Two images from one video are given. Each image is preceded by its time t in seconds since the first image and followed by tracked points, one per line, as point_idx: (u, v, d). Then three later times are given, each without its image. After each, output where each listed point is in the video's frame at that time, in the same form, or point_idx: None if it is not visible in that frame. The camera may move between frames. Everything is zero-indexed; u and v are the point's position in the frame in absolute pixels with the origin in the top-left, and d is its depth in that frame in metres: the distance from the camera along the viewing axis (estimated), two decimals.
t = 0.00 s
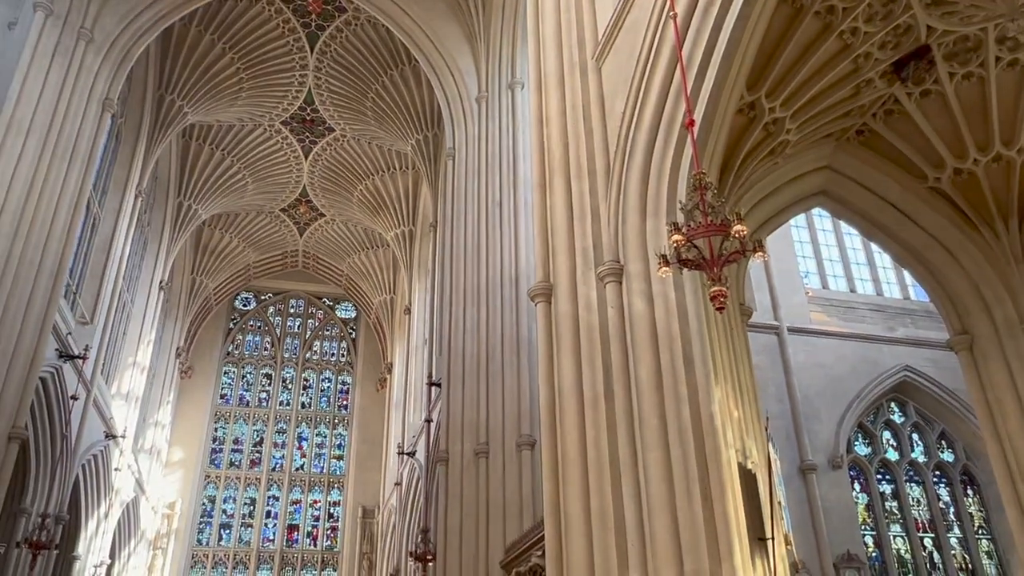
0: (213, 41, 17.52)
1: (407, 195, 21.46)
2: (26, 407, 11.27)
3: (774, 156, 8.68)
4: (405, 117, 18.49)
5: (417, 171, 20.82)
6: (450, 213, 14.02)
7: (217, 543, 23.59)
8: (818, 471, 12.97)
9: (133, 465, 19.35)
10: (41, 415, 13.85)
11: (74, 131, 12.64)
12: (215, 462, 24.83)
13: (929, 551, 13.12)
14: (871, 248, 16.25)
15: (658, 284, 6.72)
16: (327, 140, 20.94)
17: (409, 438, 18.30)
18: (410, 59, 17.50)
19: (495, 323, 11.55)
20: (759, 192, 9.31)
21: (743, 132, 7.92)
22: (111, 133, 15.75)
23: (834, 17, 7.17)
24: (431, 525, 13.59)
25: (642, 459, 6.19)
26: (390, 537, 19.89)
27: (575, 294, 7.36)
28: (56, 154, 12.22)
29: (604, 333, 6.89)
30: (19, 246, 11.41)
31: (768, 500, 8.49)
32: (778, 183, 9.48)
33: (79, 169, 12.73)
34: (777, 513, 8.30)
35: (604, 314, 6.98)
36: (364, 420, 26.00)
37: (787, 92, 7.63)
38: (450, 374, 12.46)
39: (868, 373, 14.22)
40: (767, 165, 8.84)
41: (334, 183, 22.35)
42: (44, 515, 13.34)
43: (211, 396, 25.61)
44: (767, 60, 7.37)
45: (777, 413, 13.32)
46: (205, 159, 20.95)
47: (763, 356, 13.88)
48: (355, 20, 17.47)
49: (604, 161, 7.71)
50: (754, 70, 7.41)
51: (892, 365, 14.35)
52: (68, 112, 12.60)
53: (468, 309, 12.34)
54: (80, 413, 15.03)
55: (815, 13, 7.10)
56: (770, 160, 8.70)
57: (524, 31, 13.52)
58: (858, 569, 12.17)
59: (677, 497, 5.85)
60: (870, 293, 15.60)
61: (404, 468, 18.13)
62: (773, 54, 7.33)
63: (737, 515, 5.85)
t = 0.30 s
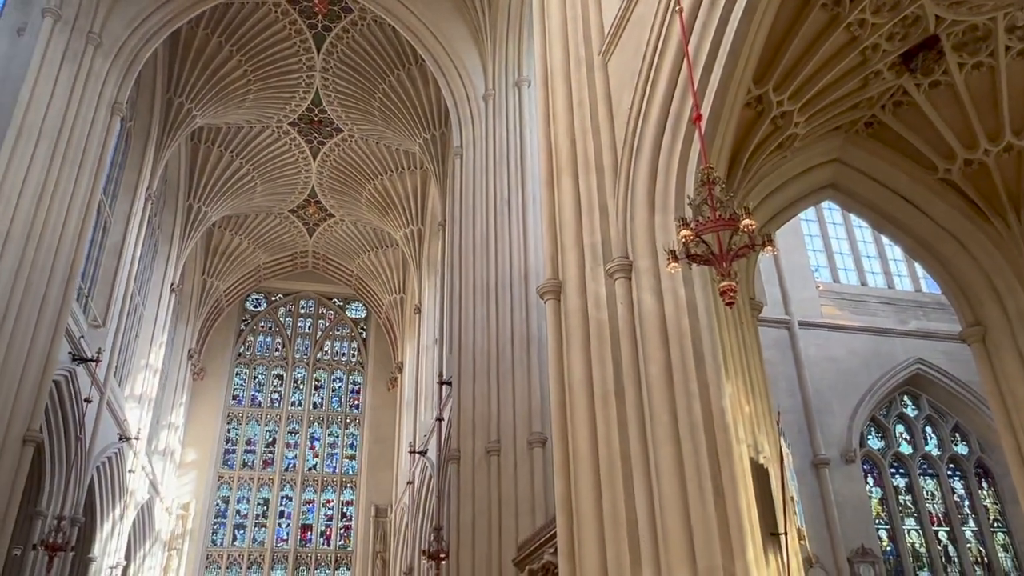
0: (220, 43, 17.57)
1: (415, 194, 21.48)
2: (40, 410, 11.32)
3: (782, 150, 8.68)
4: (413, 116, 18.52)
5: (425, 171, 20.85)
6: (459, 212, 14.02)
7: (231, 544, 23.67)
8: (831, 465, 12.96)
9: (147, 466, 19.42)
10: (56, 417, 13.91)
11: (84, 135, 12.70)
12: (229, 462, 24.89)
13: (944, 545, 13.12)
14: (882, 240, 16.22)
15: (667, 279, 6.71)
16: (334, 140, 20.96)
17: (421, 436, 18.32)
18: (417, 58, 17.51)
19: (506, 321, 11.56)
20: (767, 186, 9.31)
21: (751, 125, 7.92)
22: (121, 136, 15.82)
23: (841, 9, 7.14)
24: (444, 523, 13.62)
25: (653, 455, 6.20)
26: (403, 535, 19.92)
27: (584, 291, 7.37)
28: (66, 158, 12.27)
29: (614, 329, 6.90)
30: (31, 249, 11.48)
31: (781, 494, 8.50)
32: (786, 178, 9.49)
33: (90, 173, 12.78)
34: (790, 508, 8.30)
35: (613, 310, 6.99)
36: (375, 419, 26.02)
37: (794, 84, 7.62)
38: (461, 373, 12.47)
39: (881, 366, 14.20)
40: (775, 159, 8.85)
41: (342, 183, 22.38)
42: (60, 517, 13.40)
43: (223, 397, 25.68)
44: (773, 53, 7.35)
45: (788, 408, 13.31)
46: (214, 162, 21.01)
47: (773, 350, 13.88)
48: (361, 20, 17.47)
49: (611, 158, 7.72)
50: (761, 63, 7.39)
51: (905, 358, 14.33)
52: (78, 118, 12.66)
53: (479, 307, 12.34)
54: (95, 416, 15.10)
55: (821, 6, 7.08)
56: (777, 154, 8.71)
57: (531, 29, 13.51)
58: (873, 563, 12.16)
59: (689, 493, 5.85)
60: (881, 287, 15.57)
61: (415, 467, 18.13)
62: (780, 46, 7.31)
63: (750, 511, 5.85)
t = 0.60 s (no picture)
0: (233, 49, 17.62)
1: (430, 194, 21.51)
2: (65, 416, 11.37)
3: (797, 141, 8.68)
4: (426, 116, 18.55)
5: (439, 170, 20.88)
6: (475, 211, 14.02)
7: (255, 546, 23.79)
8: (853, 458, 12.94)
9: (170, 470, 19.49)
10: (80, 423, 13.98)
11: (101, 144, 12.76)
12: (250, 465, 24.99)
13: (969, 536, 13.07)
14: (900, 230, 16.16)
15: (684, 274, 6.70)
16: (348, 142, 20.99)
17: (441, 435, 18.35)
18: (429, 58, 17.53)
19: (523, 320, 11.56)
20: (782, 177, 9.32)
21: (766, 116, 7.92)
22: (138, 143, 15.89)
23: None
24: (465, 521, 13.64)
25: (673, 451, 6.20)
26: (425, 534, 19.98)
27: (601, 287, 7.38)
28: (84, 166, 12.34)
29: (631, 325, 6.91)
30: (52, 258, 11.55)
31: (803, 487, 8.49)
32: (801, 168, 9.50)
33: (108, 181, 12.85)
34: (813, 501, 8.30)
35: (630, 306, 7.00)
36: (395, 420, 26.05)
37: (808, 75, 7.62)
38: (479, 372, 12.48)
39: (901, 357, 14.16)
40: (790, 151, 8.85)
41: (357, 185, 22.42)
42: (86, 521, 13.46)
43: (243, 400, 25.78)
44: (787, 44, 7.34)
45: (808, 401, 13.27)
46: (229, 167, 21.05)
47: (792, 344, 13.86)
48: (372, 22, 17.49)
49: (625, 153, 7.72)
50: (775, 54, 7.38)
51: (926, 349, 14.28)
52: (95, 126, 12.74)
53: (496, 305, 12.35)
54: (118, 421, 15.18)
55: None
56: (793, 145, 8.71)
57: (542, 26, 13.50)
58: (898, 556, 12.13)
59: (711, 488, 5.85)
60: (900, 277, 15.54)
61: (435, 467, 18.16)
62: (793, 37, 7.29)
63: (772, 506, 5.84)
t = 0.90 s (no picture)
0: (249, 57, 17.69)
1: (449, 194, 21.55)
2: (95, 424, 11.47)
3: (817, 129, 8.66)
4: (442, 116, 18.59)
5: (456, 171, 20.92)
6: (492, 211, 14.04)
7: (285, 549, 23.96)
8: (883, 447, 12.90)
9: (199, 475, 19.60)
10: (111, 432, 14.05)
11: (122, 156, 12.84)
12: (278, 469, 25.13)
13: (1004, 524, 12.99)
14: (925, 216, 16.08)
15: (705, 267, 6.68)
16: (365, 146, 21.03)
17: (466, 435, 18.38)
18: (443, 59, 17.56)
19: (545, 318, 11.57)
20: (803, 166, 9.30)
21: (784, 103, 7.91)
22: (158, 153, 15.99)
23: None
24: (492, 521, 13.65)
25: (699, 445, 6.19)
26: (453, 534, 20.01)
27: (622, 283, 7.38)
28: (107, 179, 12.45)
29: (654, 320, 6.91)
30: (78, 269, 11.64)
31: (833, 478, 8.46)
32: (823, 156, 9.47)
33: (130, 192, 12.94)
34: (844, 493, 8.27)
35: (652, 301, 7.00)
36: (420, 420, 26.06)
37: (825, 62, 7.59)
38: (502, 371, 12.50)
39: (929, 345, 14.10)
40: (810, 139, 8.83)
41: (375, 188, 22.47)
42: (119, 527, 13.55)
43: (270, 404, 25.93)
44: (803, 32, 7.31)
45: (835, 393, 13.22)
46: (250, 174, 21.12)
47: (818, 333, 13.84)
48: (386, 25, 17.52)
49: (643, 147, 7.72)
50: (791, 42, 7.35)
51: (955, 335, 14.21)
52: (117, 138, 12.84)
53: (518, 304, 12.37)
54: (147, 428, 15.28)
55: None
56: (813, 133, 8.69)
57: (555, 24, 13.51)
58: (932, 545, 12.07)
59: (738, 481, 5.84)
60: (926, 263, 15.48)
61: (462, 467, 18.16)
62: (809, 25, 7.25)
63: (802, 499, 5.83)
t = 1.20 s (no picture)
0: (268, 66, 17.77)
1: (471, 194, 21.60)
2: (131, 435, 11.58)
3: (840, 114, 8.62)
4: (460, 117, 18.64)
5: (477, 171, 20.95)
6: (515, 210, 14.06)
7: (321, 552, 24.05)
8: (918, 433, 12.86)
9: (234, 482, 19.71)
10: (146, 442, 14.16)
11: (147, 170, 12.93)
12: (311, 473, 25.27)
13: None
14: (953, 197, 15.98)
15: (730, 258, 6.67)
16: (386, 149, 21.09)
17: (497, 434, 18.40)
18: (460, 60, 17.59)
19: (571, 316, 11.58)
20: (826, 152, 9.27)
21: (806, 89, 7.90)
22: (182, 165, 16.09)
23: None
24: (525, 519, 13.66)
25: (731, 436, 6.19)
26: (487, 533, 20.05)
27: (647, 277, 7.39)
28: (133, 192, 12.55)
29: (681, 312, 6.92)
30: (108, 282, 11.73)
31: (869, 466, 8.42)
32: (846, 141, 9.44)
33: (156, 205, 13.04)
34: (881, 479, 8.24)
35: (678, 294, 7.00)
36: (450, 421, 26.09)
37: (845, 47, 7.57)
38: (530, 369, 12.50)
39: (960, 328, 14.02)
40: (832, 124, 8.80)
41: (397, 191, 22.53)
42: (158, 536, 13.62)
43: (301, 410, 26.07)
44: (821, 16, 7.28)
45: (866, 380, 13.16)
46: (273, 182, 21.20)
47: (847, 320, 13.81)
48: (402, 29, 17.55)
49: (663, 140, 7.72)
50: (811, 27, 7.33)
51: (987, 318, 14.11)
52: (142, 151, 12.94)
53: (543, 301, 12.39)
54: (182, 437, 15.38)
55: None
56: (835, 118, 8.66)
57: (570, 20, 13.50)
58: (971, 531, 11.98)
59: (772, 472, 5.83)
60: (956, 246, 15.37)
61: (494, 465, 18.18)
62: (828, 9, 7.23)
63: (837, 489, 5.81)
